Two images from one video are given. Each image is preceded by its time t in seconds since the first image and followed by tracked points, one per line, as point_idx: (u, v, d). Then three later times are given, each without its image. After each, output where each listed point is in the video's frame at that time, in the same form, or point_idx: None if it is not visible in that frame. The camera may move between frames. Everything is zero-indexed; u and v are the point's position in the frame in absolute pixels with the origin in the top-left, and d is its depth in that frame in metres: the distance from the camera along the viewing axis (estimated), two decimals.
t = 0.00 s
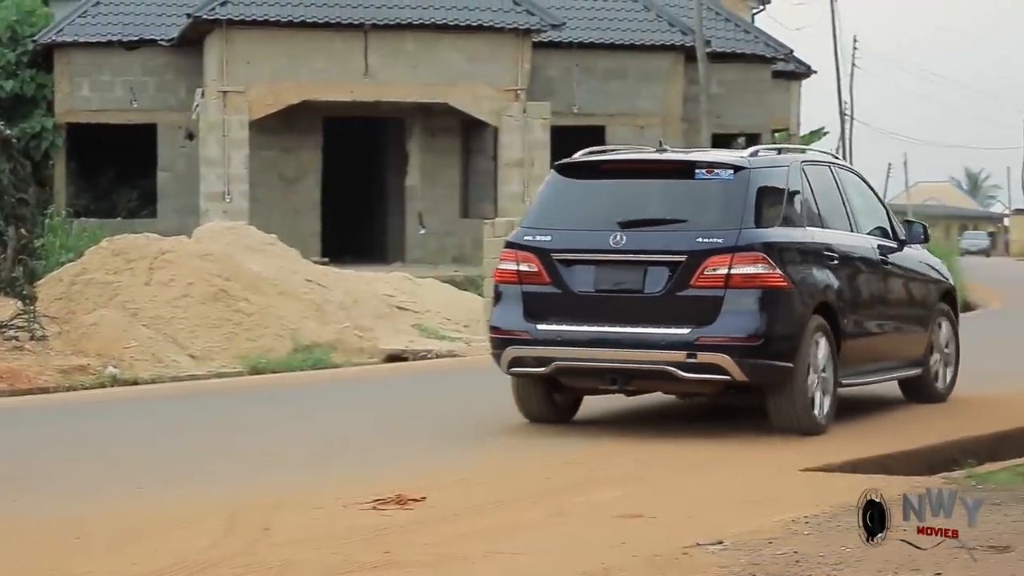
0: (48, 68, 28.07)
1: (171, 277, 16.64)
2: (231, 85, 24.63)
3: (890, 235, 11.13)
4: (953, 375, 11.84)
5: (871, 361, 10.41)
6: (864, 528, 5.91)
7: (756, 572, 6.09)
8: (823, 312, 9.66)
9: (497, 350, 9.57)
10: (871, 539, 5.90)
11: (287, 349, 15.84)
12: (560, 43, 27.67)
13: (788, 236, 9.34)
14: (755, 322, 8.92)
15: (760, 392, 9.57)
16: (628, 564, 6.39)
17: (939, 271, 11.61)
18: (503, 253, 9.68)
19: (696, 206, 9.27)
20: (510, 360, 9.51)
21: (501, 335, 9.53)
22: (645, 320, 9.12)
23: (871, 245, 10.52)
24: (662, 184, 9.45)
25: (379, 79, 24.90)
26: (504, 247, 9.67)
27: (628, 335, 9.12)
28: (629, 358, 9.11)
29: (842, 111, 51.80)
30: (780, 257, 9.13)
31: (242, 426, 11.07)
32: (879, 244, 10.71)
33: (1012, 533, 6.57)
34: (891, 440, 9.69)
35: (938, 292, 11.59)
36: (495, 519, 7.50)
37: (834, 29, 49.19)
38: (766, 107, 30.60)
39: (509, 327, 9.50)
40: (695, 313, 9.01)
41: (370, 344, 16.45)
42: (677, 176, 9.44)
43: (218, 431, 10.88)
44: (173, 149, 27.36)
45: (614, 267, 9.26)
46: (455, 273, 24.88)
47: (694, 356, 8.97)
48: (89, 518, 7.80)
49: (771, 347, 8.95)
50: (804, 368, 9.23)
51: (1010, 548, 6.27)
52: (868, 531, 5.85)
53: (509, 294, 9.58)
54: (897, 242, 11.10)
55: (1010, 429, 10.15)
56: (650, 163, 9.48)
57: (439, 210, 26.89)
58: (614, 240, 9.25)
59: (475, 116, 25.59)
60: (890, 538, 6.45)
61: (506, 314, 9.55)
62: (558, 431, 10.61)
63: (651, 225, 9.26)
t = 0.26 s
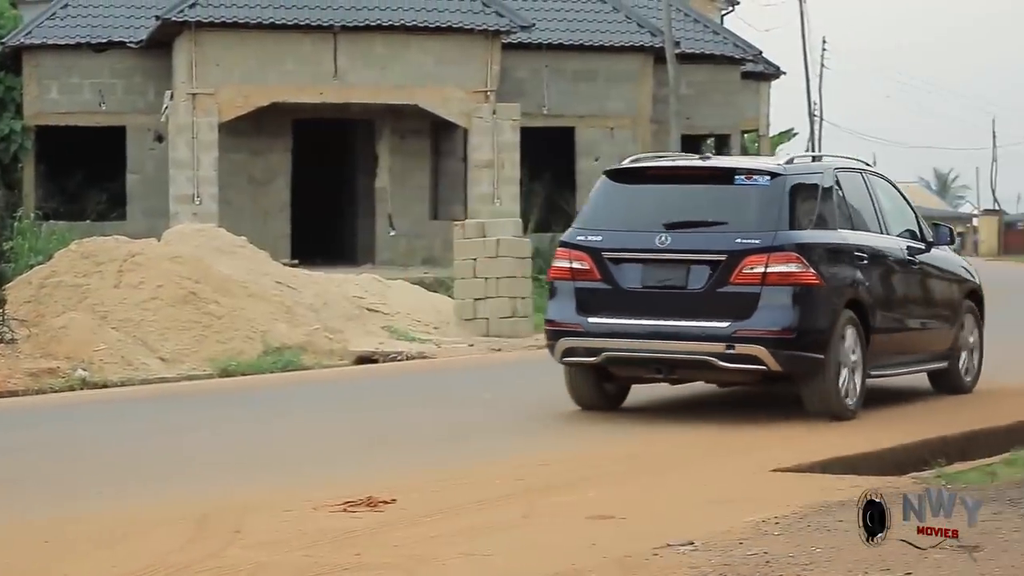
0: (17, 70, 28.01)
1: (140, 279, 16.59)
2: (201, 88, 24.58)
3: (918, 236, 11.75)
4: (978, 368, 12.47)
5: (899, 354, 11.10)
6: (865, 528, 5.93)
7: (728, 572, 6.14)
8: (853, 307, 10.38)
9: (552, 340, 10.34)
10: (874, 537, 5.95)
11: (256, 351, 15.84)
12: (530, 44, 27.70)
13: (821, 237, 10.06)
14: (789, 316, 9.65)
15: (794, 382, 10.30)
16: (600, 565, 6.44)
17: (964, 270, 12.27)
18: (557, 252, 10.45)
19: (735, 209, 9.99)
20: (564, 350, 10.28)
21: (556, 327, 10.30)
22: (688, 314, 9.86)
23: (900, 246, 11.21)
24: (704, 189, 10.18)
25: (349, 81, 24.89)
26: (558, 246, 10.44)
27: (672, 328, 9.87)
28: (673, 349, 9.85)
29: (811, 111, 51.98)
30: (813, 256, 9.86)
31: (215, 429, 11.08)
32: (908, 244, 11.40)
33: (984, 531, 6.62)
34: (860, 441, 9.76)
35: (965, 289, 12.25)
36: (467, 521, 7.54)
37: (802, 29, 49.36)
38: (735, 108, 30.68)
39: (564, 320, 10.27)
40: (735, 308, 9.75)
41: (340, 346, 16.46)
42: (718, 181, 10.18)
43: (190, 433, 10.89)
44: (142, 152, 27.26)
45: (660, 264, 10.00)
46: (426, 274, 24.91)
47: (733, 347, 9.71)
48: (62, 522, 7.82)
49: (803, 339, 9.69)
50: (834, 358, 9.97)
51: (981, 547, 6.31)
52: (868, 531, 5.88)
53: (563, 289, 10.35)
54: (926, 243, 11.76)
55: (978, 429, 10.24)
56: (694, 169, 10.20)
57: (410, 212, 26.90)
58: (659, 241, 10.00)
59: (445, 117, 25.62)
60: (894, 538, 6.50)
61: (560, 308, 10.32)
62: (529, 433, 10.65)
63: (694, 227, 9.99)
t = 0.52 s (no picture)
0: None
1: (115, 284, 16.55)
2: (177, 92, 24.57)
3: (941, 238, 12.54)
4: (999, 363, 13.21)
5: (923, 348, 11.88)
6: (863, 529, 5.71)
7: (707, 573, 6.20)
8: (880, 305, 11.19)
9: (599, 335, 11.16)
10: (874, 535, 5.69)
11: (232, 356, 15.82)
12: (505, 48, 27.76)
13: (849, 239, 10.90)
14: (821, 312, 10.48)
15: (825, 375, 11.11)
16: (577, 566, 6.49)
17: (984, 271, 13.03)
18: (604, 252, 11.27)
19: (770, 213, 10.83)
20: (611, 344, 11.11)
21: (603, 323, 11.12)
22: (728, 310, 10.69)
23: (924, 248, 12.01)
24: (740, 193, 11.02)
25: (324, 85, 24.91)
26: (605, 248, 11.27)
27: (711, 323, 10.69)
28: (712, 342, 10.67)
29: (786, 114, 52.13)
30: (843, 257, 10.70)
31: (192, 433, 11.07)
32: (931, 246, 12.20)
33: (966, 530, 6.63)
34: (836, 444, 9.80)
35: (985, 288, 13.01)
36: (442, 524, 7.56)
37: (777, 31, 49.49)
38: (711, 112, 30.76)
39: (611, 315, 11.09)
40: (771, 305, 10.58)
41: (316, 349, 16.47)
42: (755, 187, 11.02)
43: (166, 437, 10.91)
44: (116, 156, 27.21)
45: (701, 264, 10.83)
46: (401, 278, 24.91)
47: (769, 341, 10.53)
48: (38, 526, 7.82)
49: (834, 333, 10.51)
50: (862, 351, 10.79)
51: (956, 547, 6.34)
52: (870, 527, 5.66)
53: (609, 287, 11.17)
54: (948, 245, 12.53)
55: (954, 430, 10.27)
56: (731, 175, 11.06)
57: (385, 215, 26.90)
58: (700, 242, 10.83)
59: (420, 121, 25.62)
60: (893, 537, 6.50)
61: (607, 305, 11.14)
62: (505, 436, 10.69)
63: (732, 229, 10.83)
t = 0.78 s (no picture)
0: None
1: (102, 286, 16.54)
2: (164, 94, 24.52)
3: (972, 240, 13.19)
4: None
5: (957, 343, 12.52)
6: (864, 527, 5.81)
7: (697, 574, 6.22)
8: (918, 303, 11.79)
9: (656, 330, 11.75)
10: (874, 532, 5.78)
11: (219, 357, 15.81)
12: (491, 50, 27.77)
13: (890, 240, 11.49)
14: (864, 309, 11.07)
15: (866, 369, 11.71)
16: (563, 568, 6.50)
17: (1011, 270, 13.69)
18: (660, 253, 11.87)
19: (817, 216, 11.41)
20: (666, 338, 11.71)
21: (658, 319, 11.72)
22: (777, 307, 11.28)
23: (958, 249, 12.64)
24: (787, 197, 11.61)
25: (310, 87, 24.90)
26: (660, 248, 11.87)
27: (761, 320, 11.27)
28: (762, 337, 11.26)
29: (772, 114, 52.18)
30: (884, 258, 11.28)
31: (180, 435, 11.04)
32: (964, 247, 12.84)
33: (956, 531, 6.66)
34: (823, 446, 9.81)
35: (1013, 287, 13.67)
36: (429, 526, 7.57)
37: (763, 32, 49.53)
38: (697, 114, 30.80)
39: (666, 312, 11.68)
40: (817, 302, 11.16)
41: (303, 351, 16.47)
42: (802, 192, 11.63)
43: (153, 439, 10.89)
44: (103, 157, 27.19)
45: (751, 264, 11.42)
46: (388, 280, 24.91)
47: (816, 336, 11.11)
48: (24, 530, 7.79)
49: (877, 329, 11.10)
50: (902, 346, 11.39)
51: (943, 548, 6.38)
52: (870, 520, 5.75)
53: (665, 286, 11.76)
54: (978, 246, 13.18)
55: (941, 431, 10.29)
56: (780, 180, 11.65)
57: (371, 217, 26.89)
58: (750, 243, 11.42)
59: (407, 123, 25.62)
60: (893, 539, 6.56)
61: (663, 302, 11.73)
62: (493, 438, 10.70)
63: (781, 231, 11.42)
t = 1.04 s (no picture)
0: None
1: (85, 288, 16.48)
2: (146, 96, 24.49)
3: (993, 241, 14.05)
4: None
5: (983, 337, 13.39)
6: (864, 528, 6.01)
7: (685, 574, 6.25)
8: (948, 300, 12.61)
9: (703, 325, 12.51)
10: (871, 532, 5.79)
11: (202, 360, 15.80)
12: (475, 51, 27.80)
13: (923, 241, 12.30)
14: (899, 305, 11.87)
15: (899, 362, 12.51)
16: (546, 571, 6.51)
17: None
18: (706, 253, 12.64)
19: (854, 219, 12.22)
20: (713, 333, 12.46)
21: (705, 315, 12.48)
22: (817, 304, 12.06)
23: (982, 250, 13.49)
24: (825, 202, 12.40)
25: (293, 88, 24.90)
26: (706, 249, 12.64)
27: (802, 315, 12.04)
28: (803, 332, 12.03)
29: (756, 116, 52.25)
30: (917, 258, 12.09)
31: (164, 438, 11.02)
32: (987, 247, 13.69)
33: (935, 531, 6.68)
34: (806, 447, 9.85)
35: None
36: (413, 528, 7.59)
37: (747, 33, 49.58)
38: (681, 116, 30.86)
39: (712, 308, 12.44)
40: (856, 299, 11.96)
41: (286, 353, 16.46)
42: (839, 196, 12.42)
43: (138, 441, 10.89)
44: (86, 159, 27.11)
45: (792, 263, 12.20)
46: (371, 281, 24.92)
47: (854, 331, 11.90)
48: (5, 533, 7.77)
49: (911, 324, 11.90)
50: (934, 340, 12.19)
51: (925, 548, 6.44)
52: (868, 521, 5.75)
53: (711, 285, 12.52)
54: (999, 247, 14.04)
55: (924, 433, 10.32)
56: (818, 186, 12.45)
57: (355, 219, 26.89)
58: (792, 244, 12.21)
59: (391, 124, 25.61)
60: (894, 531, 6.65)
61: (709, 299, 12.49)
62: (477, 440, 10.72)
63: (820, 233, 12.22)
